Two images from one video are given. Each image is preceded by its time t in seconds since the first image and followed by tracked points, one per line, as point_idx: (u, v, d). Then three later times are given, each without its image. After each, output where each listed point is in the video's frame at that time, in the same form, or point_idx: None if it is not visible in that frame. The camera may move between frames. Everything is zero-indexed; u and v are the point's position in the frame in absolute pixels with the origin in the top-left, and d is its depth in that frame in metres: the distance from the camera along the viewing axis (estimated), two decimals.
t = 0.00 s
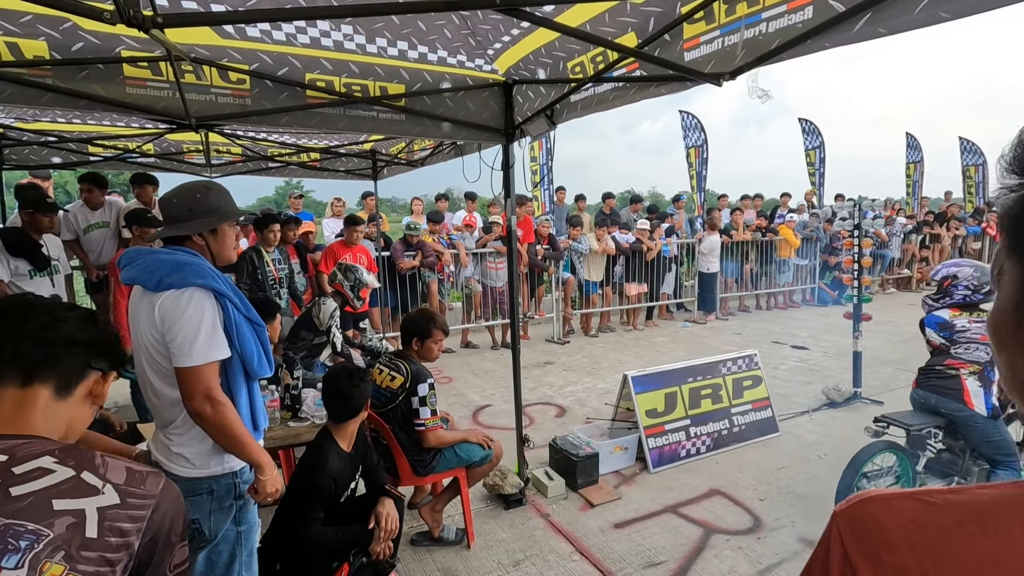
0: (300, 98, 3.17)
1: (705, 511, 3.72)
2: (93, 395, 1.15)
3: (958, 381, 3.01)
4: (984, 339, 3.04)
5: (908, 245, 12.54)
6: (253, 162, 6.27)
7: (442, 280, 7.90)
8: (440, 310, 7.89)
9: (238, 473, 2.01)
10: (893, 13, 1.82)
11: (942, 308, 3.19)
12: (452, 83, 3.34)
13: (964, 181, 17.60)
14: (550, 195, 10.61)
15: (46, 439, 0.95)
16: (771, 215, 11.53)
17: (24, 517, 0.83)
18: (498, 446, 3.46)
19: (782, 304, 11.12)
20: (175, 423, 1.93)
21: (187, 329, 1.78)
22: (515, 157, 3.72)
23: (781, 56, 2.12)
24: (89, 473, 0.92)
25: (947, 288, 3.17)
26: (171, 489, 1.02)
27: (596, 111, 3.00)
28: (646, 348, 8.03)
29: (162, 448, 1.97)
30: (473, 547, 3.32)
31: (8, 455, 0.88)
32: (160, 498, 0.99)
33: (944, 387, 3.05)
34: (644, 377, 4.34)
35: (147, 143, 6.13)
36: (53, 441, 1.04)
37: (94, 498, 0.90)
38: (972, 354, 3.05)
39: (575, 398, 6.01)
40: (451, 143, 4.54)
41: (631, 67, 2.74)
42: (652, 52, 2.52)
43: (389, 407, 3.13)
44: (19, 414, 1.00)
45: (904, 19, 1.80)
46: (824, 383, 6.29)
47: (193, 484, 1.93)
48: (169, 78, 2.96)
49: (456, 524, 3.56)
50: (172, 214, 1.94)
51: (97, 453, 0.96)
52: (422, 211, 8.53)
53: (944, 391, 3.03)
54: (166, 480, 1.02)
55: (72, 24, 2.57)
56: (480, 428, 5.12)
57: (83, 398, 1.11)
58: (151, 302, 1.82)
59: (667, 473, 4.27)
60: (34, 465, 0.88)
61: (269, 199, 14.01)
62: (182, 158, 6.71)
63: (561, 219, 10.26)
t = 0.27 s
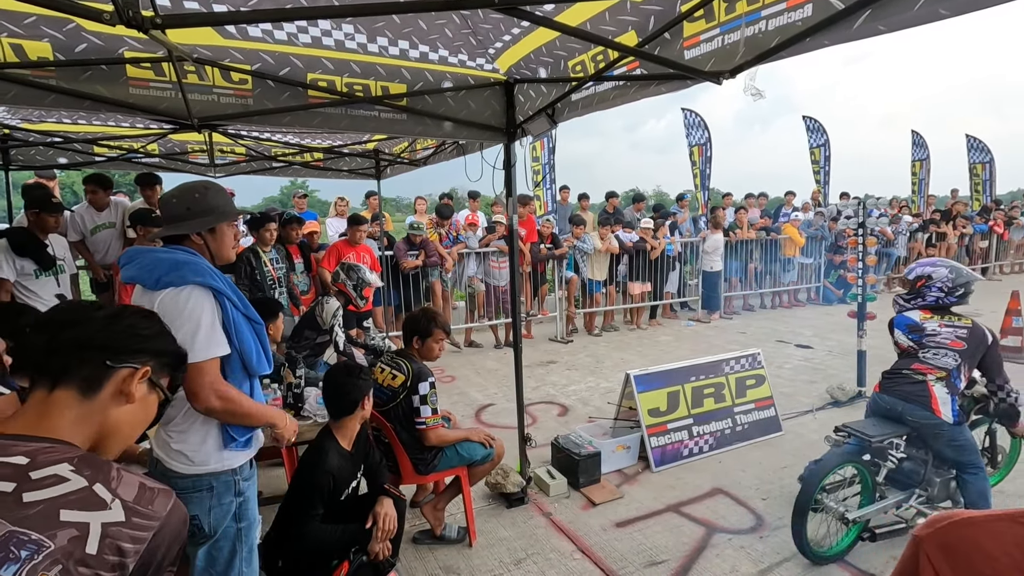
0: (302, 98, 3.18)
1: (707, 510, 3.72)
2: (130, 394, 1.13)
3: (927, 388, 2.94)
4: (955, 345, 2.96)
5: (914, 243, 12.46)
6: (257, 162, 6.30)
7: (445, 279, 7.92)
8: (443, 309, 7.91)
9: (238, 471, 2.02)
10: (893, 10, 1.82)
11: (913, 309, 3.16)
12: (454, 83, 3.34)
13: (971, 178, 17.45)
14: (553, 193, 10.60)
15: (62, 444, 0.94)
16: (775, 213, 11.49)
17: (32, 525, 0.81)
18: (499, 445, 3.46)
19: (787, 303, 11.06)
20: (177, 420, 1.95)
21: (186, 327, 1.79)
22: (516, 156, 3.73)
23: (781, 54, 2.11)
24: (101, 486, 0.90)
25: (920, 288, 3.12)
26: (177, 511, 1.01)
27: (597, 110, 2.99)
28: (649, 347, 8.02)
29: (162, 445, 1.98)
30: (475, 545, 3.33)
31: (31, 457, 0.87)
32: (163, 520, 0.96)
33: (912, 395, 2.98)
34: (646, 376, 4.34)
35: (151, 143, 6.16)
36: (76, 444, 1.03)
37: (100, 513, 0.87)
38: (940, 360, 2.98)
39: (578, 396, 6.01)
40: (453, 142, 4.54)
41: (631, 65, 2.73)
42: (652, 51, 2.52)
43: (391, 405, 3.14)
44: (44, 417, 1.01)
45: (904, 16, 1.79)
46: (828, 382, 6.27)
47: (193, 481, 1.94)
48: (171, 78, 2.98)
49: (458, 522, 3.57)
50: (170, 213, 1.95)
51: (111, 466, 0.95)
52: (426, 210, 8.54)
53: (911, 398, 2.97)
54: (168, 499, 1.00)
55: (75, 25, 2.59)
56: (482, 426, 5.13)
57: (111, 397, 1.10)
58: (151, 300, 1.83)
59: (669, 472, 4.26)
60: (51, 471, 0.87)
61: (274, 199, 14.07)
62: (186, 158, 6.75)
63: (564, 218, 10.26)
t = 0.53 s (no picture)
0: (304, 99, 3.20)
1: (708, 510, 3.71)
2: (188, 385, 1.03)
3: (871, 400, 2.81)
4: (896, 352, 2.83)
5: (920, 242, 12.39)
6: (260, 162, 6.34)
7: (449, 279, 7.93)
8: (447, 308, 7.93)
9: (235, 467, 2.04)
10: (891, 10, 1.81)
11: (860, 315, 3.02)
12: (455, 83, 3.35)
13: (978, 177, 17.33)
14: (556, 193, 10.60)
15: (106, 439, 0.90)
16: (779, 213, 11.44)
17: (56, 529, 0.78)
18: (501, 444, 3.47)
19: (791, 303, 11.01)
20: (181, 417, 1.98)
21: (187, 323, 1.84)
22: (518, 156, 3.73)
23: (780, 53, 2.11)
24: (134, 487, 0.84)
25: (866, 293, 2.99)
26: (215, 514, 0.91)
27: (598, 110, 2.99)
28: (653, 347, 8.01)
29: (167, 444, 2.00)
30: (476, 545, 3.34)
31: (78, 452, 0.85)
32: (196, 527, 0.88)
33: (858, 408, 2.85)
34: (648, 376, 4.33)
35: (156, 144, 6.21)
36: (130, 439, 0.95)
37: (128, 518, 0.82)
38: (882, 368, 2.86)
39: (581, 396, 6.01)
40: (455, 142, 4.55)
41: (632, 65, 2.73)
42: (652, 50, 2.52)
43: (392, 405, 3.16)
44: (100, 410, 0.95)
45: (903, 16, 1.79)
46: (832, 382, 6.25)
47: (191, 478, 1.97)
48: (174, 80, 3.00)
49: (459, 521, 3.58)
50: (162, 214, 1.97)
51: (156, 464, 0.90)
52: (429, 209, 8.55)
53: (858, 412, 2.82)
54: (208, 510, 0.90)
55: (79, 28, 2.62)
56: (484, 426, 5.14)
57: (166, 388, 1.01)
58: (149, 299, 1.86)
59: (671, 471, 4.26)
60: (89, 469, 0.84)
61: (279, 199, 14.14)
62: (191, 158, 6.79)
63: (567, 218, 10.26)
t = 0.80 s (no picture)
0: (304, 100, 3.21)
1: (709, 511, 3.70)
2: (284, 382, 1.04)
3: (814, 407, 2.66)
4: (839, 356, 2.71)
5: (926, 241, 12.30)
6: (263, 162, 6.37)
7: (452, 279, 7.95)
8: (450, 308, 7.94)
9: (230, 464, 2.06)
10: (887, 10, 1.80)
11: (803, 321, 2.90)
12: (454, 83, 3.35)
13: (986, 175, 17.20)
14: (559, 193, 10.59)
15: (211, 437, 0.95)
16: (784, 212, 11.38)
17: (149, 526, 0.84)
18: (501, 444, 3.47)
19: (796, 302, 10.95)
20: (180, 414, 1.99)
21: (184, 320, 1.86)
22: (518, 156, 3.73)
23: (777, 53, 2.10)
24: (223, 493, 0.87)
25: (805, 298, 2.88)
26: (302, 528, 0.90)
27: (597, 110, 2.98)
28: (656, 347, 8.00)
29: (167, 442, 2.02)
30: (476, 545, 3.34)
31: (183, 448, 0.91)
32: (276, 541, 0.87)
33: (802, 417, 2.69)
34: (649, 376, 4.32)
35: (160, 145, 6.25)
36: (235, 436, 1.01)
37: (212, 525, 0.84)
38: (825, 374, 2.73)
39: (583, 396, 6.01)
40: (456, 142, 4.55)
41: (630, 65, 2.72)
42: (650, 51, 2.52)
43: (392, 405, 3.16)
44: (209, 404, 1.02)
45: (899, 15, 1.78)
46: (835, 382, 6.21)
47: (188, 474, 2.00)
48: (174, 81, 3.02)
49: (460, 521, 3.59)
50: (156, 215, 1.98)
51: (251, 467, 0.93)
52: (432, 209, 8.57)
53: (802, 421, 2.68)
54: (291, 527, 0.89)
55: (79, 30, 2.64)
56: (486, 426, 5.14)
57: (265, 384, 1.03)
58: (147, 297, 1.88)
59: (673, 472, 4.25)
60: (187, 468, 0.89)
61: (285, 199, 14.20)
62: (194, 159, 6.83)
63: (570, 218, 10.25)
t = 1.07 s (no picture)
0: (307, 99, 3.21)
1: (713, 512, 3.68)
2: (411, 376, 1.10)
3: (764, 423, 2.60)
4: (796, 365, 2.58)
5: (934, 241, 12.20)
6: (267, 162, 6.38)
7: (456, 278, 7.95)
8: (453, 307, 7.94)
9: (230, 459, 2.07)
10: (892, 7, 1.79)
11: (759, 328, 2.75)
12: (457, 82, 3.35)
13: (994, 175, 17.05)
14: (563, 192, 10.57)
15: (351, 425, 1.02)
16: (789, 211, 11.31)
17: (301, 499, 0.92)
18: (503, 444, 3.47)
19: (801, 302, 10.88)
20: (186, 411, 1.99)
21: (186, 316, 1.85)
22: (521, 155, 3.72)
23: (781, 51, 2.08)
24: (362, 472, 0.92)
25: (763, 304, 2.73)
26: (437, 509, 0.92)
27: (599, 109, 2.97)
28: (660, 346, 7.97)
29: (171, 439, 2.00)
30: (479, 544, 3.34)
31: (326, 432, 1.00)
32: (413, 520, 0.89)
33: (752, 433, 2.64)
34: (651, 376, 4.30)
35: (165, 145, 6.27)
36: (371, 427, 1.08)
37: (355, 501, 0.89)
38: (781, 386, 2.60)
39: (586, 396, 5.99)
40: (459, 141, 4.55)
41: (633, 64, 2.71)
42: (653, 49, 2.50)
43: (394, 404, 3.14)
44: (345, 397, 1.09)
45: (904, 12, 1.76)
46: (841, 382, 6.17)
47: (187, 469, 2.01)
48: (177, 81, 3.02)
49: (462, 521, 3.59)
50: (156, 215, 1.99)
51: (387, 450, 0.99)
52: (436, 209, 8.56)
53: (754, 437, 2.61)
54: (426, 506, 0.91)
55: (82, 30, 2.65)
56: (488, 425, 5.14)
57: (394, 378, 1.09)
58: (151, 294, 1.89)
59: (676, 472, 4.23)
60: (333, 448, 0.96)
61: (289, 199, 14.23)
62: (199, 159, 6.85)
63: (574, 217, 10.22)
